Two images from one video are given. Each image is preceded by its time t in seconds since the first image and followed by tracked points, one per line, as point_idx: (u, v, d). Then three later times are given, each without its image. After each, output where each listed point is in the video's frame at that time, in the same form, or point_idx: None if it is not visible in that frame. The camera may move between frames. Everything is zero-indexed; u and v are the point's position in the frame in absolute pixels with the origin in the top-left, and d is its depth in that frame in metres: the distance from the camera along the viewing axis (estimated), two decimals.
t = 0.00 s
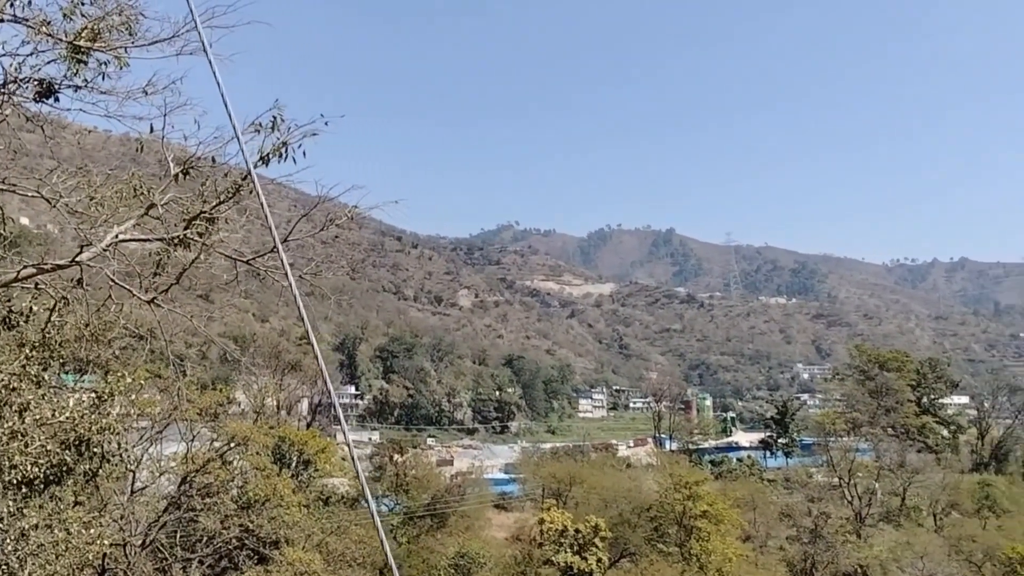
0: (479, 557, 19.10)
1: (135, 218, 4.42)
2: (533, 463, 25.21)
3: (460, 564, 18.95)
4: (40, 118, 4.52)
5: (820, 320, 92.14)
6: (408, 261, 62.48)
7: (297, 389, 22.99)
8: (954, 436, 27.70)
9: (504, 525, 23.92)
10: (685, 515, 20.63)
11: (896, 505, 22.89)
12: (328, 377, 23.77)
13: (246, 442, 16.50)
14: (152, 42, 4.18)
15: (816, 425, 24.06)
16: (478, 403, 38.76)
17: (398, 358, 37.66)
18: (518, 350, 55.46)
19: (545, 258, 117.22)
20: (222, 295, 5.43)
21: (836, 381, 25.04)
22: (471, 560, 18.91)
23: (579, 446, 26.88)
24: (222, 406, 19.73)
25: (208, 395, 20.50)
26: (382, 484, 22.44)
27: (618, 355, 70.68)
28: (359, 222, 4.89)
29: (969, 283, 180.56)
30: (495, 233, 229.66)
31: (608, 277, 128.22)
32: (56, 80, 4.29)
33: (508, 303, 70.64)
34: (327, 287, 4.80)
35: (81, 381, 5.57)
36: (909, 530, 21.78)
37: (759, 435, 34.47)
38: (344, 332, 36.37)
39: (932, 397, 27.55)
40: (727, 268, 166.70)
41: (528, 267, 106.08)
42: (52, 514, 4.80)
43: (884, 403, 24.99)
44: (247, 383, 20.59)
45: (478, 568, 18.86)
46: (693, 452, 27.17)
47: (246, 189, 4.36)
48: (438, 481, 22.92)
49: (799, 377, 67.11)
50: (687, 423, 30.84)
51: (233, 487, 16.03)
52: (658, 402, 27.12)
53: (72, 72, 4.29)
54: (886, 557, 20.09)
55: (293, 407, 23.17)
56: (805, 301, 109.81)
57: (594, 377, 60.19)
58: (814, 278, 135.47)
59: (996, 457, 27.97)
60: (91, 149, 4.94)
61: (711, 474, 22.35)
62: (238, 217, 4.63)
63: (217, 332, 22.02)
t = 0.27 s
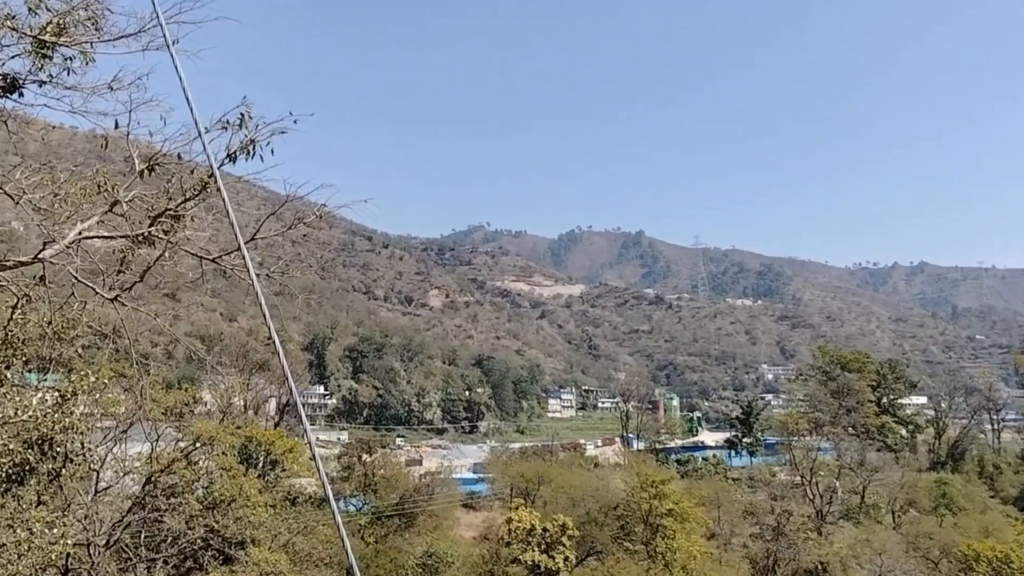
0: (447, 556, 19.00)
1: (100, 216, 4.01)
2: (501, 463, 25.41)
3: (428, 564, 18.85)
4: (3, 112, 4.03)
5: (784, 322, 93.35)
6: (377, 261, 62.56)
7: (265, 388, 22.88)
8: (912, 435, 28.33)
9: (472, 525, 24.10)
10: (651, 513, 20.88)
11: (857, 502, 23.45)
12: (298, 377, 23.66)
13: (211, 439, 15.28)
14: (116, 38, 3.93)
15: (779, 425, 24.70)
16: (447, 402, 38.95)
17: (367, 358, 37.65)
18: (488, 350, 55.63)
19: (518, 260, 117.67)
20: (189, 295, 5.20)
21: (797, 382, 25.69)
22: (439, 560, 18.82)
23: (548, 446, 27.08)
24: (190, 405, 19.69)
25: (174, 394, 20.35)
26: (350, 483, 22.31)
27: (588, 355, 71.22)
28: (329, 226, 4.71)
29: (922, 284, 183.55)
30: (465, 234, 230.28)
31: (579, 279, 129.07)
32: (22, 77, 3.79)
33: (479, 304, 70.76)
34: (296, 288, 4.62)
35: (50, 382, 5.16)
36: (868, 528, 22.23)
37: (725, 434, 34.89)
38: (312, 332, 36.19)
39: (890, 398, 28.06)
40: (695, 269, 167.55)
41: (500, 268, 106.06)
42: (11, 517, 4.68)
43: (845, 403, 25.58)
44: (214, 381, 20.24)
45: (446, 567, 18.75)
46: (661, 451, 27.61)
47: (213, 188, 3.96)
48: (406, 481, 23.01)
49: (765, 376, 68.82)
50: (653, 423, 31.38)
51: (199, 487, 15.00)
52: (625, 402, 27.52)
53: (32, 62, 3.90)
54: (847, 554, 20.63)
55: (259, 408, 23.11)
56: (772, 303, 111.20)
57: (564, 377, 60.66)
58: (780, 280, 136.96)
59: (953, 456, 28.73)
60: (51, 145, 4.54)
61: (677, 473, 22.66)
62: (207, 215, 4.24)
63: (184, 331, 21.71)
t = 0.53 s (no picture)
0: (415, 556, 18.92)
1: (62, 212, 4.05)
2: (470, 463, 25.55)
3: (396, 563, 18.76)
4: None
5: (749, 324, 94.18)
6: (347, 261, 62.45)
7: (232, 388, 22.80)
8: (873, 434, 28.94)
9: (440, 524, 24.17)
10: (618, 512, 21.02)
11: (818, 501, 23.97)
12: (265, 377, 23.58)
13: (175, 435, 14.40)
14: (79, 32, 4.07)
15: (744, 425, 25.19)
16: (416, 401, 38.74)
17: (336, 357, 37.61)
18: (457, 351, 55.68)
19: (489, 261, 117.61)
20: (154, 292, 4.95)
21: (762, 383, 26.16)
22: (406, 560, 18.74)
23: (518, 446, 27.25)
24: (157, 404, 19.57)
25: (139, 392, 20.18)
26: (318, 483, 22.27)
27: (557, 356, 71.49)
28: (299, 221, 4.68)
29: (878, 285, 186.03)
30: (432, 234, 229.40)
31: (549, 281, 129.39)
32: None
33: (449, 304, 70.55)
34: (264, 288, 4.59)
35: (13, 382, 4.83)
36: (829, 525, 22.62)
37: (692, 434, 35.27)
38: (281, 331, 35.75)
39: (852, 398, 28.57)
40: (662, 270, 168.64)
41: (469, 268, 106.07)
42: None
43: (808, 404, 26.20)
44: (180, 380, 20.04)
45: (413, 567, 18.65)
46: (629, 451, 27.87)
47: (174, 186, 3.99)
48: (375, 481, 23.06)
49: (730, 376, 69.79)
50: (622, 424, 31.75)
51: (164, 486, 14.22)
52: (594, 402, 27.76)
53: None
54: (810, 552, 20.85)
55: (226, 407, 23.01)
56: (739, 306, 112.15)
57: (532, 378, 60.80)
58: (745, 281, 137.98)
59: (912, 455, 29.46)
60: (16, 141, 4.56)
61: (645, 473, 22.98)
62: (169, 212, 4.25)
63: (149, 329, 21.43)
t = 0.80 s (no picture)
0: (382, 556, 18.87)
1: (26, 208, 3.91)
2: (437, 462, 25.58)
3: (363, 562, 18.70)
4: None
5: (716, 325, 94.82)
6: (313, 262, 62.19)
7: (197, 387, 22.66)
8: (838, 435, 29.27)
9: (408, 524, 24.17)
10: (585, 512, 21.04)
11: (783, 500, 24.23)
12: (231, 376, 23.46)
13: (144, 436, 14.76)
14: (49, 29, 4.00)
15: (710, 425, 25.36)
16: (384, 401, 38.76)
17: (303, 357, 37.51)
18: (426, 351, 55.63)
19: (457, 262, 117.55)
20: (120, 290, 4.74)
21: (730, 383, 26.34)
22: (373, 559, 18.69)
23: (485, 446, 27.29)
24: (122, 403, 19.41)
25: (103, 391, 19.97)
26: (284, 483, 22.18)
27: (524, 356, 71.63)
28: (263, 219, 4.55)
29: (844, 286, 187.68)
30: (399, 235, 228.67)
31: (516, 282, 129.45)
32: None
33: (417, 304, 70.40)
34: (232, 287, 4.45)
35: None
36: (794, 524, 22.80)
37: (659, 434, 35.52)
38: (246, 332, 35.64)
39: (817, 398, 28.85)
40: (630, 270, 169.23)
41: (437, 269, 105.97)
42: None
43: (774, 404, 26.44)
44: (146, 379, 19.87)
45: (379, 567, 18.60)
46: (596, 451, 27.97)
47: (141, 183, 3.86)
48: (342, 481, 23.05)
49: (697, 377, 70.15)
50: (589, 424, 31.92)
51: (130, 487, 14.54)
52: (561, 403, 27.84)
53: None
54: (774, 550, 20.98)
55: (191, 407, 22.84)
56: (706, 307, 112.84)
57: (500, 378, 60.84)
58: (711, 283, 138.44)
59: (875, 455, 29.84)
60: None
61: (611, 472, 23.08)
62: (136, 210, 4.11)
63: (114, 329, 21.20)
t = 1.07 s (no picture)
0: (353, 556, 18.86)
1: None
2: (409, 462, 25.60)
3: (334, 562, 18.69)
4: None
5: (688, 326, 95.33)
6: (284, 262, 61.92)
7: (167, 387, 22.59)
8: (807, 435, 29.53)
9: (379, 523, 24.18)
10: (557, 511, 21.14)
11: (752, 499, 24.42)
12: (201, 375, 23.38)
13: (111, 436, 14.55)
14: (14, 24, 3.58)
15: (681, 424, 25.46)
16: (355, 401, 38.71)
17: (274, 357, 37.50)
18: (397, 351, 55.55)
19: (428, 262, 117.43)
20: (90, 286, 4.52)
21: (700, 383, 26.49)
22: (344, 559, 18.68)
23: (457, 446, 27.32)
24: (91, 403, 19.30)
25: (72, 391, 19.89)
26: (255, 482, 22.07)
27: (496, 356, 71.70)
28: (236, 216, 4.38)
29: (815, 285, 189.01)
30: (371, 235, 227.86)
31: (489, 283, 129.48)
32: None
33: (389, 303, 70.25)
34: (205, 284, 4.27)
35: None
36: (763, 523, 22.97)
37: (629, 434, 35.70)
38: (216, 331, 35.44)
39: (787, 398, 29.08)
40: (603, 270, 169.57)
41: (409, 269, 105.84)
42: None
43: (744, 404, 26.63)
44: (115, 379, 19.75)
45: (349, 567, 18.60)
46: (568, 451, 28.03)
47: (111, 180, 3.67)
48: (312, 481, 23.02)
49: (668, 378, 70.44)
50: (560, 424, 32.03)
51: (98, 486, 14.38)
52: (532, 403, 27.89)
53: None
54: (743, 549, 21.16)
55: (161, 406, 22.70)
56: (678, 308, 113.40)
57: (472, 377, 60.86)
58: (683, 283, 138.98)
59: (844, 454, 30.10)
60: None
61: (582, 472, 23.16)
62: (106, 207, 3.92)
63: (84, 329, 21.10)
